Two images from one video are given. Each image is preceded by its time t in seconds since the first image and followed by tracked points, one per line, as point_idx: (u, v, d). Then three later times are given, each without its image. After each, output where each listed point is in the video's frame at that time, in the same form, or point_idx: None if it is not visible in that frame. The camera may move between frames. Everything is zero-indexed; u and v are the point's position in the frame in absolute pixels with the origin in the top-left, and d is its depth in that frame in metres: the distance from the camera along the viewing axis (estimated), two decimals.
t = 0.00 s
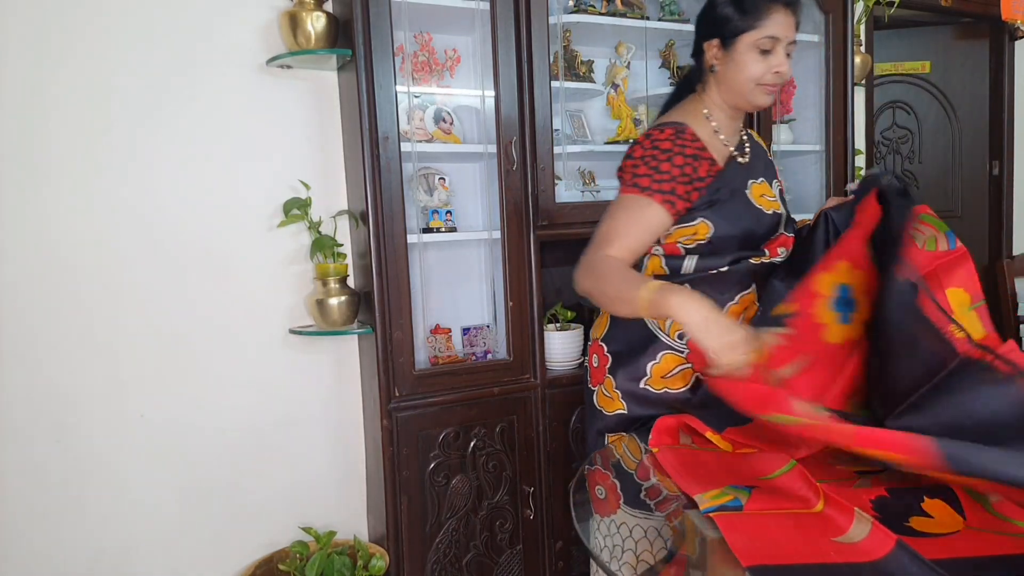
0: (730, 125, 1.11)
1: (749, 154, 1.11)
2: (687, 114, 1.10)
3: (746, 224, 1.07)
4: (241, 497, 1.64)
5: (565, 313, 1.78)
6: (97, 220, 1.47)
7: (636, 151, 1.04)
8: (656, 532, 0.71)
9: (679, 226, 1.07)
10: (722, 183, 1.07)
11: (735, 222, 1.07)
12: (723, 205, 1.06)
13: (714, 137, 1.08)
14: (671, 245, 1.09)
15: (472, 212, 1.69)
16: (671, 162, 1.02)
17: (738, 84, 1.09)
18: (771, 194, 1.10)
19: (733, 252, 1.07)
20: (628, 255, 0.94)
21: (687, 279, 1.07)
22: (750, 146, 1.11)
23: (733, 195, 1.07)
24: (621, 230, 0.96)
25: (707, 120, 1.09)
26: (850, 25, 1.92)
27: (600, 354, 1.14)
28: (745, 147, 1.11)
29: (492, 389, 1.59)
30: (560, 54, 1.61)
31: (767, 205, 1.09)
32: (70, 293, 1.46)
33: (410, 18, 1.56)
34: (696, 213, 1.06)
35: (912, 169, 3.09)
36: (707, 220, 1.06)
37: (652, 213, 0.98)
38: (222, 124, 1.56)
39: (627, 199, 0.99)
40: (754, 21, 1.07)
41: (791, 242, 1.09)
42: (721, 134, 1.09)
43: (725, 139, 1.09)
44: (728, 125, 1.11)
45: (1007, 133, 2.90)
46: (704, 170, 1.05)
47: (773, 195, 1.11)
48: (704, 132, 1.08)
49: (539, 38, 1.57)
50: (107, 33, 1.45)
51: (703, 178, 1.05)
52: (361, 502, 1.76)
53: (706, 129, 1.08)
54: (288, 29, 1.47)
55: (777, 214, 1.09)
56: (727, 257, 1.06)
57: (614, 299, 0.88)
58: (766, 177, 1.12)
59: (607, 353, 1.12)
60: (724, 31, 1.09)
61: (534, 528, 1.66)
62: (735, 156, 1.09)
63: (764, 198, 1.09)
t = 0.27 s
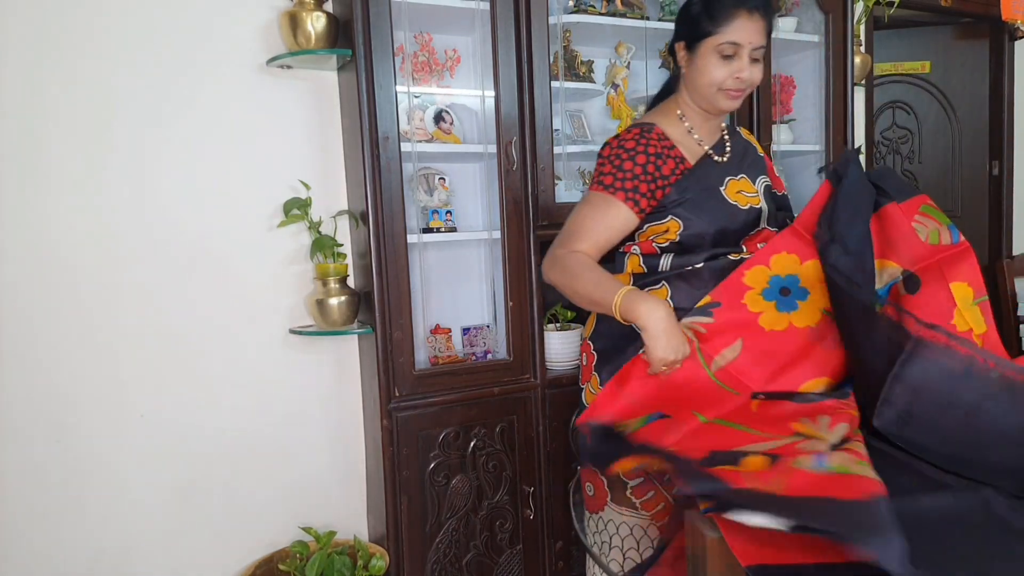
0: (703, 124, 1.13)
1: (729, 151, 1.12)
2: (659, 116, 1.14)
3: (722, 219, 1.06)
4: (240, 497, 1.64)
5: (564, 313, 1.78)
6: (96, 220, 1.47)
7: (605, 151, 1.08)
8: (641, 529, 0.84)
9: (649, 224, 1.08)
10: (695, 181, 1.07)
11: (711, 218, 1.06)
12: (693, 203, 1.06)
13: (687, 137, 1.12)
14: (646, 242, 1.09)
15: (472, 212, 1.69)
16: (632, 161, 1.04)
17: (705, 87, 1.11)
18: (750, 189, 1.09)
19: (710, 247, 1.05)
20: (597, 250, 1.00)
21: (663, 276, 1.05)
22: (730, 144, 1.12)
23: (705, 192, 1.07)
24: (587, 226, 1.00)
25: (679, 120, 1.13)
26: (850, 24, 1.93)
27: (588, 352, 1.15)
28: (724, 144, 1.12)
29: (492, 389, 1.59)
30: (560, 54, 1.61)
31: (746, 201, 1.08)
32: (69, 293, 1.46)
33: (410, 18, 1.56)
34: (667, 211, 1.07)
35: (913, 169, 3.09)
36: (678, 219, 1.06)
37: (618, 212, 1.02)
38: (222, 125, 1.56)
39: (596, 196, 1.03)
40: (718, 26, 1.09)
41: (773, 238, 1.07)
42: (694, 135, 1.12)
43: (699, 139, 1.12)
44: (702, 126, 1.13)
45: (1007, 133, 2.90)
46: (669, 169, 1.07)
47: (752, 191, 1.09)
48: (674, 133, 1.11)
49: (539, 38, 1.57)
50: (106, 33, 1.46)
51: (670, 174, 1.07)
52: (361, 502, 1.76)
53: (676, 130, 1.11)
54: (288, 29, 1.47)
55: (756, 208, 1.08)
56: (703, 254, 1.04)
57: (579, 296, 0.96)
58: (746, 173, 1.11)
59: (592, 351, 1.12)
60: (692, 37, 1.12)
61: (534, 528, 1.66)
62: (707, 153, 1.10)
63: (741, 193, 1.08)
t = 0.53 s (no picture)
0: (688, 125, 1.13)
1: (715, 151, 1.11)
2: (642, 120, 1.14)
3: (711, 220, 1.07)
4: (240, 497, 1.64)
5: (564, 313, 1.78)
6: (97, 220, 1.47)
7: (589, 157, 1.08)
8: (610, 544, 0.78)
9: (637, 226, 1.08)
10: (682, 182, 1.08)
11: (699, 219, 1.06)
12: (680, 205, 1.07)
13: (672, 140, 1.12)
14: (636, 244, 1.09)
15: (472, 212, 1.69)
16: (616, 166, 1.04)
17: (682, 90, 1.10)
18: (737, 189, 1.09)
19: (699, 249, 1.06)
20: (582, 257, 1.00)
21: (655, 276, 1.04)
22: (715, 144, 1.12)
23: (693, 195, 1.07)
24: (571, 233, 1.00)
25: (663, 124, 1.13)
26: (850, 24, 1.93)
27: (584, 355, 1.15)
28: (710, 143, 1.12)
29: (492, 389, 1.59)
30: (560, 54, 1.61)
31: (734, 200, 1.08)
32: (69, 293, 1.46)
33: (410, 18, 1.56)
34: (655, 214, 1.07)
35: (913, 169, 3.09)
36: (667, 221, 1.07)
37: (601, 217, 1.02)
38: (222, 124, 1.56)
39: (581, 202, 1.04)
40: (693, 28, 1.09)
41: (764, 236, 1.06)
42: (677, 137, 1.12)
43: (684, 141, 1.12)
44: (686, 128, 1.13)
45: (1007, 133, 2.90)
46: (653, 173, 1.07)
47: (740, 191, 1.09)
48: (657, 137, 1.12)
49: (539, 38, 1.57)
50: (106, 34, 1.46)
51: (657, 177, 1.08)
52: (361, 502, 1.76)
53: (658, 134, 1.12)
54: (288, 29, 1.47)
55: (744, 208, 1.08)
56: (693, 253, 1.04)
57: (565, 304, 0.96)
58: (733, 173, 1.11)
59: (588, 351, 1.13)
60: (668, 41, 1.13)
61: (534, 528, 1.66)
62: (691, 154, 1.11)
63: (729, 193, 1.08)
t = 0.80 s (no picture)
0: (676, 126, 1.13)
1: (705, 150, 1.11)
2: (630, 123, 1.15)
3: (707, 218, 1.06)
4: (240, 497, 1.64)
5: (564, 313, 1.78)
6: (97, 220, 1.47)
7: (584, 167, 1.09)
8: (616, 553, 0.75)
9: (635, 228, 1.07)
10: (676, 181, 1.07)
11: (695, 219, 1.06)
12: (675, 205, 1.06)
13: (661, 141, 1.12)
14: (634, 246, 1.08)
15: (472, 212, 1.69)
16: (614, 172, 1.04)
17: (664, 92, 1.10)
18: (730, 186, 1.09)
19: (696, 248, 1.06)
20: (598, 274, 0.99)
21: (652, 275, 1.07)
22: (704, 143, 1.12)
23: (687, 195, 1.06)
24: (586, 253, 1.01)
25: (651, 125, 1.13)
26: (850, 24, 1.93)
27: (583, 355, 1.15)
28: (698, 142, 1.12)
29: (492, 389, 1.59)
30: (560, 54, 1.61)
31: (727, 198, 1.08)
32: (69, 293, 1.46)
33: (410, 18, 1.56)
34: (652, 215, 1.06)
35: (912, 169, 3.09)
36: (664, 222, 1.06)
37: (611, 226, 1.02)
38: (222, 124, 1.56)
39: (586, 214, 1.04)
40: (673, 30, 1.09)
41: (758, 229, 1.08)
42: (666, 138, 1.13)
43: (673, 142, 1.12)
44: (674, 128, 1.13)
45: (1007, 133, 2.90)
46: (649, 175, 1.08)
47: (733, 188, 1.09)
48: (647, 139, 1.12)
49: (539, 38, 1.57)
50: (106, 33, 1.45)
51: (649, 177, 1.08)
52: (361, 502, 1.76)
53: (646, 135, 1.12)
54: (288, 29, 1.47)
55: (738, 204, 1.08)
56: (690, 252, 1.06)
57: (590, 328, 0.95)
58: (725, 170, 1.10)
59: (586, 350, 1.12)
60: (650, 43, 1.13)
61: (534, 528, 1.66)
62: (681, 155, 1.11)
63: (722, 191, 1.08)
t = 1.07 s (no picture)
0: (667, 126, 1.13)
1: (696, 149, 1.12)
2: (622, 126, 1.15)
3: (702, 217, 1.07)
4: (240, 497, 1.64)
5: (564, 313, 1.78)
6: (97, 220, 1.47)
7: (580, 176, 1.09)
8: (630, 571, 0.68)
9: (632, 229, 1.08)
10: (670, 182, 1.08)
11: (691, 218, 1.06)
12: (670, 206, 1.07)
13: (655, 142, 1.13)
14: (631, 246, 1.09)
15: (472, 212, 1.70)
16: (612, 174, 1.05)
17: (653, 94, 1.11)
18: (725, 183, 1.10)
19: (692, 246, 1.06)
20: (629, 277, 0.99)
21: (649, 275, 1.06)
22: (696, 142, 1.13)
23: (682, 195, 1.07)
24: (612, 263, 0.99)
25: (642, 127, 1.14)
26: (850, 24, 1.93)
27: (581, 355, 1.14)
28: (690, 142, 1.13)
29: (491, 389, 1.59)
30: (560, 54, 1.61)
31: (722, 195, 1.09)
32: (69, 293, 1.46)
33: (410, 18, 1.56)
34: (647, 216, 1.07)
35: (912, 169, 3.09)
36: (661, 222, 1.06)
37: (622, 226, 1.02)
38: (222, 124, 1.56)
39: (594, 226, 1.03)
40: (658, 33, 1.09)
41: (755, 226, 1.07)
42: (658, 139, 1.13)
43: (666, 142, 1.13)
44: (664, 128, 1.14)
45: (1007, 133, 2.89)
46: (647, 176, 1.08)
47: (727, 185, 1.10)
48: (639, 141, 1.12)
49: (539, 38, 1.57)
50: (106, 34, 1.45)
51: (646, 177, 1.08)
52: (361, 502, 1.76)
53: (639, 138, 1.13)
54: (288, 29, 1.47)
55: (733, 202, 1.09)
56: (687, 249, 1.05)
57: (645, 342, 0.94)
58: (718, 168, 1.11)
59: (585, 351, 1.13)
60: (634, 46, 1.13)
61: (534, 527, 1.66)
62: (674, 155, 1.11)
63: (717, 188, 1.09)
